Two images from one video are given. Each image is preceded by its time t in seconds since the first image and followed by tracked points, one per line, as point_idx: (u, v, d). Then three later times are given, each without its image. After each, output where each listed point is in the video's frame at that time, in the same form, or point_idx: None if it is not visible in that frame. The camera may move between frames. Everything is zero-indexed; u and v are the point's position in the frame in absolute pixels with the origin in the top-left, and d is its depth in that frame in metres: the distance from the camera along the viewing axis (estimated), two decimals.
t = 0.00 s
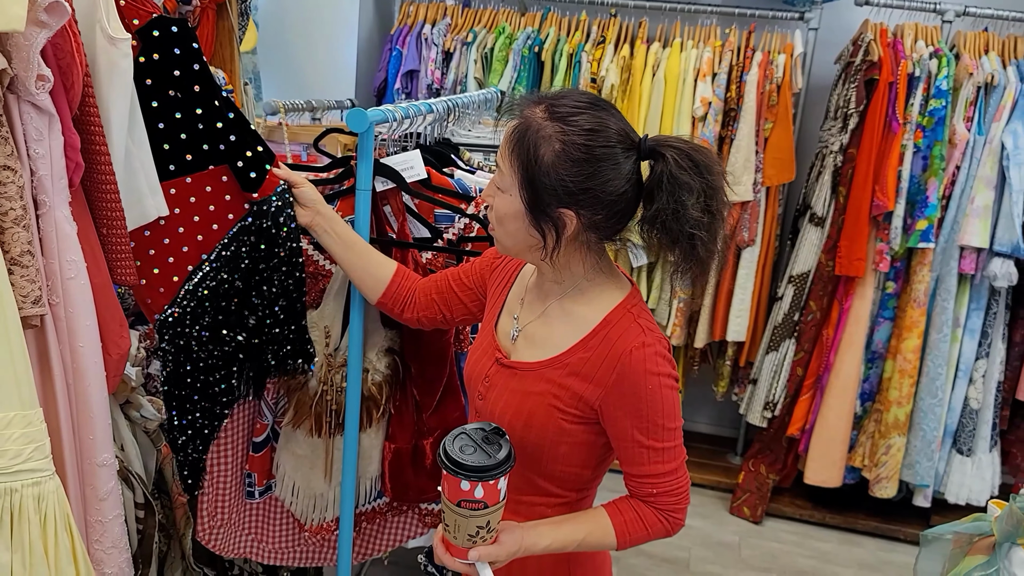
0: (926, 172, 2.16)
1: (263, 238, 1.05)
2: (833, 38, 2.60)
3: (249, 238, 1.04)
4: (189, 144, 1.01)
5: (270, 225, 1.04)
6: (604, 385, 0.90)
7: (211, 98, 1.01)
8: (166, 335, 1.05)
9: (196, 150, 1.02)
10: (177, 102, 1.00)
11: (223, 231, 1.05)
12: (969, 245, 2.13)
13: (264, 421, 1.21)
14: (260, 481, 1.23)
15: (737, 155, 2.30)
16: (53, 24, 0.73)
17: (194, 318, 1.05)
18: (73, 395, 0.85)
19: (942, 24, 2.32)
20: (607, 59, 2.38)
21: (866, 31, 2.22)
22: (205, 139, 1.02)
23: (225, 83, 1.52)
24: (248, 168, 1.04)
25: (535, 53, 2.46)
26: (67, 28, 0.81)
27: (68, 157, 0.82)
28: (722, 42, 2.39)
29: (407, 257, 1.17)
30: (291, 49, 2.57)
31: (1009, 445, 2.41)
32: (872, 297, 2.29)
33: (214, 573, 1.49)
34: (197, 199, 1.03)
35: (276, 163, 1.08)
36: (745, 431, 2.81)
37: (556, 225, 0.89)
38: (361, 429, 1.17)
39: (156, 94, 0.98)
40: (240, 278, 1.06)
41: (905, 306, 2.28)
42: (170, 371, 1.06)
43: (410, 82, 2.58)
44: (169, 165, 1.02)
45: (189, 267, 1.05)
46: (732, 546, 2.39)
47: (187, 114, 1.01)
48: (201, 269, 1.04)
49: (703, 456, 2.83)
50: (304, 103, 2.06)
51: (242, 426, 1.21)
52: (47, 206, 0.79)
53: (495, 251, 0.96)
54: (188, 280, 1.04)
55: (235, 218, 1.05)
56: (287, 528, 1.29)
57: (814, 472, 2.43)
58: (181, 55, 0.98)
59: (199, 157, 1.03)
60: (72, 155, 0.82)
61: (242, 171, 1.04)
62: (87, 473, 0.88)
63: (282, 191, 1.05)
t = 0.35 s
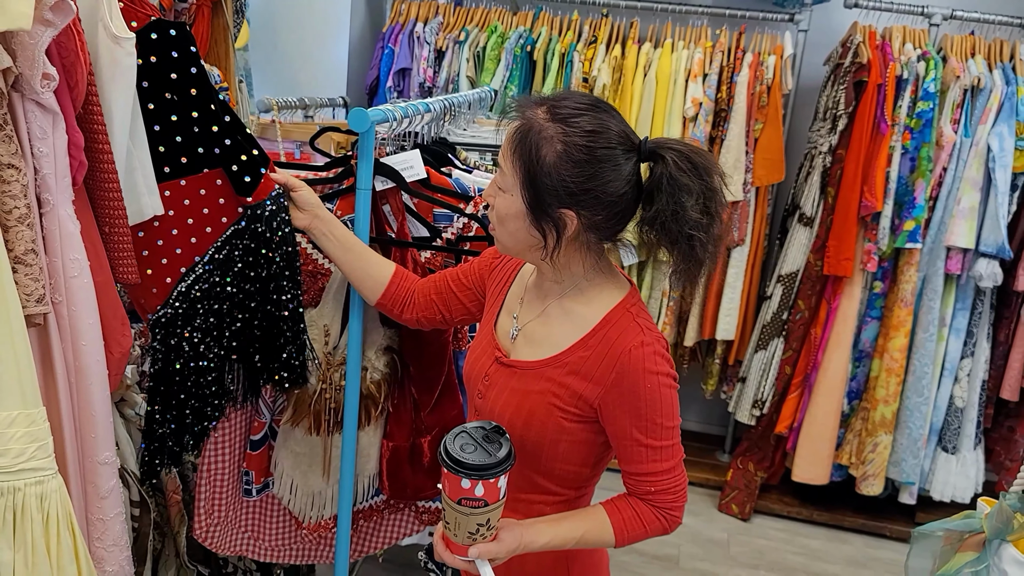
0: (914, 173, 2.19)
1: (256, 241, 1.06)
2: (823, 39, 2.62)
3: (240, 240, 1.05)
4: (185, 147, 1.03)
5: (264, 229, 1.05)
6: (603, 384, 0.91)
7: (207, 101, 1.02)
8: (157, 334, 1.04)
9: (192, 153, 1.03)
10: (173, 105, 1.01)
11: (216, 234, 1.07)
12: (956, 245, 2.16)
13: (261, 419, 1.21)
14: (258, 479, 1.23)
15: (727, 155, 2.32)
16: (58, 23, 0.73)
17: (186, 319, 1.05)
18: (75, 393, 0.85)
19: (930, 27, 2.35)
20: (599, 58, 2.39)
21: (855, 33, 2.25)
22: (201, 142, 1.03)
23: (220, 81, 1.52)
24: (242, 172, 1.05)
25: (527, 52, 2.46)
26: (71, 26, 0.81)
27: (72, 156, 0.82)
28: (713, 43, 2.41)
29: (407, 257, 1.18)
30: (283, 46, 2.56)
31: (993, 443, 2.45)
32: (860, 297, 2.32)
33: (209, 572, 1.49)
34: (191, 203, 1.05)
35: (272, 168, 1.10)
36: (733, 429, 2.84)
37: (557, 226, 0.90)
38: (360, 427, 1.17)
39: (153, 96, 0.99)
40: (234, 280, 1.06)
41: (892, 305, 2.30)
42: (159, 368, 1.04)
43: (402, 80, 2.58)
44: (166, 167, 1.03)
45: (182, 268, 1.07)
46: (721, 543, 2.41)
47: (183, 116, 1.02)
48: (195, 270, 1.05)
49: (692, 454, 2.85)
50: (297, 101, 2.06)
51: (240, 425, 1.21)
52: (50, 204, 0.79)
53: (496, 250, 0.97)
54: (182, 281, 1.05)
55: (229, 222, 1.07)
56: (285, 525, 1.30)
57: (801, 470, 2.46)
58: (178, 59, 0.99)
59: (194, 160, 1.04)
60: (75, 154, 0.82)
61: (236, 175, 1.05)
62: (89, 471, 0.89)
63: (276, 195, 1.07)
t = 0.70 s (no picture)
0: (901, 177, 2.21)
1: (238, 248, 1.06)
2: (811, 44, 2.65)
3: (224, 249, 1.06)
4: (171, 156, 1.01)
5: (253, 237, 1.06)
6: (602, 386, 0.92)
7: (202, 107, 1.01)
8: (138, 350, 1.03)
9: (177, 162, 1.02)
10: (164, 111, 1.00)
11: (198, 245, 1.05)
12: (942, 248, 2.19)
13: (258, 421, 1.22)
14: (254, 479, 1.24)
15: (717, 158, 2.33)
16: (62, 25, 0.73)
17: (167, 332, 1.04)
18: (76, 396, 0.85)
19: (916, 33, 2.38)
20: (590, 61, 2.40)
21: (844, 38, 2.27)
22: (189, 151, 1.02)
23: (214, 81, 1.51)
24: (234, 180, 1.04)
25: (518, 54, 2.47)
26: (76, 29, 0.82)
27: (74, 157, 0.82)
28: (703, 46, 2.42)
29: (404, 259, 1.19)
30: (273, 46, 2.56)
31: (976, 443, 2.49)
32: (847, 299, 2.34)
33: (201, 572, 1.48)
34: (174, 213, 1.03)
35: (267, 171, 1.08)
36: (721, 430, 2.86)
37: (557, 228, 0.91)
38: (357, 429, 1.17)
39: (143, 103, 0.98)
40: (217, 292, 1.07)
41: (879, 307, 2.33)
42: (141, 381, 1.05)
43: (393, 81, 2.58)
44: (149, 176, 1.01)
45: (163, 279, 1.04)
46: (710, 543, 2.43)
47: (172, 124, 1.01)
48: (174, 282, 1.04)
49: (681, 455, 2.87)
50: (289, 101, 2.05)
51: (237, 427, 1.21)
52: (52, 206, 0.79)
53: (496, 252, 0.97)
54: (161, 293, 1.04)
55: (211, 233, 1.05)
56: (279, 529, 1.29)
57: (789, 470, 2.48)
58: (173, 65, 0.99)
59: (179, 170, 1.03)
60: (77, 156, 0.83)
61: (228, 183, 1.04)
62: (89, 473, 0.89)
63: (269, 201, 1.06)
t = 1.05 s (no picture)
0: (889, 180, 2.24)
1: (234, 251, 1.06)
2: (801, 48, 2.67)
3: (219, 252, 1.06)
4: (165, 159, 1.02)
5: (251, 238, 1.06)
6: (602, 384, 0.92)
7: (201, 109, 1.01)
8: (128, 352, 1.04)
9: (172, 165, 1.03)
10: (160, 114, 1.00)
11: (190, 248, 1.06)
12: (929, 250, 2.22)
13: (255, 420, 1.21)
14: (250, 480, 1.24)
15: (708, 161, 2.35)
16: (66, 24, 0.75)
17: (158, 335, 1.05)
18: (76, 395, 0.86)
19: (904, 38, 2.41)
20: (582, 63, 2.40)
21: (833, 42, 2.30)
22: (183, 155, 1.02)
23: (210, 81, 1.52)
24: (232, 182, 1.04)
25: (511, 56, 2.47)
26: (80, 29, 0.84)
27: (79, 157, 0.84)
28: (694, 50, 2.43)
29: (403, 260, 1.19)
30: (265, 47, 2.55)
31: (963, 444, 2.51)
32: (836, 301, 2.36)
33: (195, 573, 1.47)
34: (166, 216, 1.04)
35: (266, 172, 1.09)
36: (711, 431, 2.87)
37: (558, 227, 0.92)
38: (354, 428, 1.17)
39: (139, 105, 0.99)
40: (209, 294, 1.07)
41: (867, 309, 2.36)
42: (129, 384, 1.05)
43: (385, 83, 2.55)
44: (143, 179, 1.02)
45: (154, 282, 1.05)
46: (699, 542, 2.45)
47: (168, 127, 1.01)
48: (165, 286, 1.04)
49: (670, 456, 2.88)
50: (282, 101, 2.05)
51: (233, 426, 1.21)
52: (55, 205, 0.81)
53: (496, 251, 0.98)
54: (151, 296, 1.04)
55: (204, 237, 1.06)
56: (274, 530, 1.30)
57: (778, 470, 2.50)
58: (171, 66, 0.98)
59: (174, 173, 1.03)
60: (80, 155, 0.85)
61: (226, 185, 1.05)
62: (89, 472, 0.89)
63: (267, 203, 1.06)
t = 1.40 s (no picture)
0: (885, 184, 2.25)
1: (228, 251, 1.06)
2: (797, 51, 2.68)
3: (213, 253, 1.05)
4: (160, 159, 1.01)
5: (245, 239, 1.06)
6: (598, 383, 0.93)
7: (198, 110, 1.01)
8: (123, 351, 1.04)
9: (166, 166, 1.02)
10: (154, 114, 0.99)
11: (183, 249, 1.04)
12: (924, 254, 2.23)
13: (251, 419, 1.21)
14: (245, 479, 1.24)
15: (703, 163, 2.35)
16: (66, 21, 0.75)
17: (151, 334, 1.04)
18: (74, 394, 0.86)
19: (900, 41, 2.42)
20: (579, 64, 2.40)
21: (829, 46, 2.31)
22: (178, 155, 1.01)
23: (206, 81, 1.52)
24: (228, 182, 1.04)
25: (507, 57, 2.47)
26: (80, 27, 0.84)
27: (77, 155, 0.84)
28: (690, 52, 2.44)
29: (399, 260, 1.19)
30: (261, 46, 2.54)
31: (955, 447, 2.52)
32: (830, 303, 2.37)
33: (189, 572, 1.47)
34: (160, 216, 1.03)
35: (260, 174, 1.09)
36: (704, 432, 2.88)
37: (556, 227, 0.92)
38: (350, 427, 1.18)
39: (135, 106, 0.98)
40: (201, 296, 1.06)
41: (861, 312, 2.36)
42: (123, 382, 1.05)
43: (382, 83, 2.56)
44: (138, 179, 1.01)
45: (148, 280, 1.04)
46: (692, 544, 2.45)
47: (162, 128, 1.00)
48: (158, 285, 1.04)
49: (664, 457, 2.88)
50: (278, 101, 2.05)
51: (229, 425, 1.22)
52: (54, 203, 0.81)
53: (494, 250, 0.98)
54: (144, 294, 1.03)
55: (197, 237, 1.05)
56: (269, 530, 1.29)
57: (772, 472, 2.50)
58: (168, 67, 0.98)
59: (168, 173, 1.02)
60: (79, 154, 0.85)
61: (221, 186, 1.04)
62: (85, 470, 0.89)
63: (261, 205, 1.07)
